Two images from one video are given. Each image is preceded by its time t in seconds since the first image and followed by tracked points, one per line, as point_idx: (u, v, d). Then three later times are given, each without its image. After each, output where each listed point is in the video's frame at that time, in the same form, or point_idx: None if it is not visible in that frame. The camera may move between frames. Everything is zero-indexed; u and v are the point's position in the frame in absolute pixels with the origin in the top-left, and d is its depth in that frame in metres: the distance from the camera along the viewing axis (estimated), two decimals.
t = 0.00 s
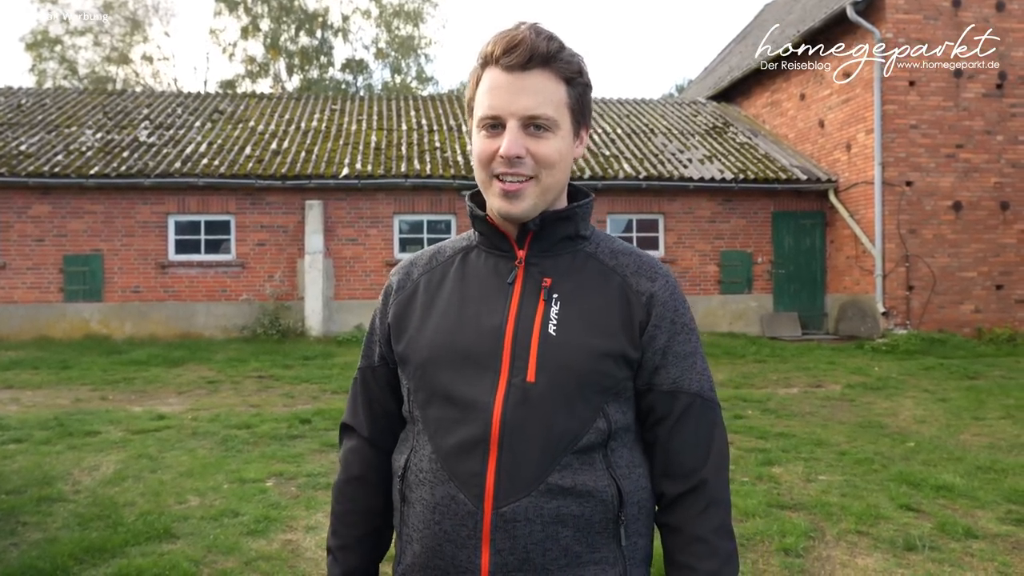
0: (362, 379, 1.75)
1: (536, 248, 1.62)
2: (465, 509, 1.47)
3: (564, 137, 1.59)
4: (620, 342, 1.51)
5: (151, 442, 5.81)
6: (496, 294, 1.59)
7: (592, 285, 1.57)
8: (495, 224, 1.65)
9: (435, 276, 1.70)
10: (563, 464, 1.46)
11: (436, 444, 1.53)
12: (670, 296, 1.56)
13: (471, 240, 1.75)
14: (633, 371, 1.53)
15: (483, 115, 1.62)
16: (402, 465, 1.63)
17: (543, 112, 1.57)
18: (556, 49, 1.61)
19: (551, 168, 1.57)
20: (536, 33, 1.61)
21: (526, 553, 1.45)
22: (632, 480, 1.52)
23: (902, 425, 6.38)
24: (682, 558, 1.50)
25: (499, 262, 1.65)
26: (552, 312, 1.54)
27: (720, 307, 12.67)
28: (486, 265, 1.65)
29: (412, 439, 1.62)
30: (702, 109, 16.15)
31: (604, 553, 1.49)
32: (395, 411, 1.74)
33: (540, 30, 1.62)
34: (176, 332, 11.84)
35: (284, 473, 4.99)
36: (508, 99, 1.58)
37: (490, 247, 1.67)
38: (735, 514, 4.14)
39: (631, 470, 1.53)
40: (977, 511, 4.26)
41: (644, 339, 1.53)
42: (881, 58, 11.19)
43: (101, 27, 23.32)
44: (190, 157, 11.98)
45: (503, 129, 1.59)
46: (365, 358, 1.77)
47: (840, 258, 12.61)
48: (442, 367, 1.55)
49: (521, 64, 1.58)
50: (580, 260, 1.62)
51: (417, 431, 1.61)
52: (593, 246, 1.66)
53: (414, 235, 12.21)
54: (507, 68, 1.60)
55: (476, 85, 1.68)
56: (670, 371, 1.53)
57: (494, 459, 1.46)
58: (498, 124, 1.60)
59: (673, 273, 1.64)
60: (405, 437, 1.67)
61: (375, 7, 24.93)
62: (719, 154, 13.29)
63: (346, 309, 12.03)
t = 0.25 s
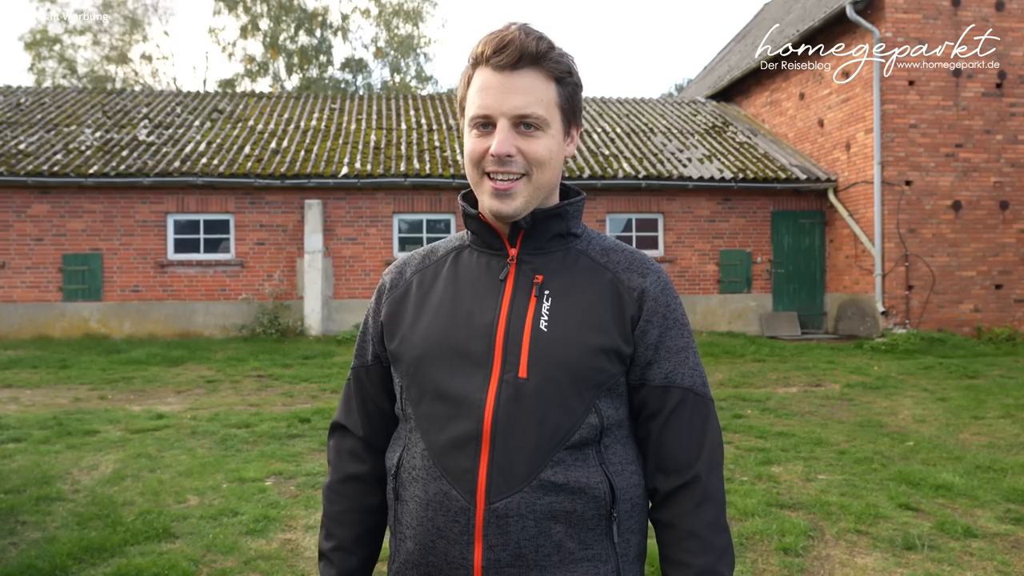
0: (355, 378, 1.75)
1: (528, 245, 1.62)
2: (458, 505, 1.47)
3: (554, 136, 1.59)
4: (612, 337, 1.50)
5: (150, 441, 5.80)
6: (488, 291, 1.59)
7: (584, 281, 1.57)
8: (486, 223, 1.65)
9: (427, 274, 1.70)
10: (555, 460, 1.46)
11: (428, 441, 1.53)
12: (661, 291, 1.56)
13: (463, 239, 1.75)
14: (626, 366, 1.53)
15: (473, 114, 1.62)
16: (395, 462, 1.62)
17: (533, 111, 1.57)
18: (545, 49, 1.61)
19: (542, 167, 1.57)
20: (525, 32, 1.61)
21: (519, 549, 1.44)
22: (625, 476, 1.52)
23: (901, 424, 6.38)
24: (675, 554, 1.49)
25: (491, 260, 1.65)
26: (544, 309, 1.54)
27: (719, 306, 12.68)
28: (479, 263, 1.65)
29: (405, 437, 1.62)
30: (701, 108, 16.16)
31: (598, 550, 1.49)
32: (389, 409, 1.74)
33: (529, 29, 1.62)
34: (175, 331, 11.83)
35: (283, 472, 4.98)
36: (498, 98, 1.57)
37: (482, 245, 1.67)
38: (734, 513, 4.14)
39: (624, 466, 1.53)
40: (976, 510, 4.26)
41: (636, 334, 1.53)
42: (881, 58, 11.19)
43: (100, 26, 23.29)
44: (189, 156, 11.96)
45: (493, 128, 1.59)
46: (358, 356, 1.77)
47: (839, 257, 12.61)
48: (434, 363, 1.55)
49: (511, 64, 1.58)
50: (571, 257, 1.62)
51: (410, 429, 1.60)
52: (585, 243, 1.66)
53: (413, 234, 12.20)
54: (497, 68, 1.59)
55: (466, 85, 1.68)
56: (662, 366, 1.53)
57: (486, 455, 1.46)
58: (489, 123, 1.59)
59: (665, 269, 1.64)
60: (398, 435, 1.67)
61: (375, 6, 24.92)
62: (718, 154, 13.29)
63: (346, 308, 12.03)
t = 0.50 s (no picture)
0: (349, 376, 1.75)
1: (527, 243, 1.62)
2: (458, 503, 1.47)
3: (537, 133, 1.57)
4: (611, 335, 1.50)
5: (150, 440, 5.80)
6: (488, 288, 1.59)
7: (585, 280, 1.57)
8: (484, 220, 1.65)
9: (426, 272, 1.70)
10: (555, 458, 1.46)
11: (427, 438, 1.53)
12: (660, 290, 1.57)
13: (461, 236, 1.75)
14: (624, 364, 1.54)
15: (460, 115, 1.63)
16: (393, 462, 1.62)
17: (513, 108, 1.56)
18: (529, 45, 1.59)
19: (524, 164, 1.57)
20: (508, 30, 1.60)
21: (519, 548, 1.44)
22: (622, 474, 1.53)
23: (900, 423, 6.39)
24: (671, 552, 1.48)
25: (489, 258, 1.65)
26: (544, 306, 1.54)
27: (719, 306, 12.69)
28: (477, 261, 1.65)
29: (403, 435, 1.62)
30: (700, 107, 16.16)
31: (595, 548, 1.49)
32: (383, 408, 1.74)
33: (512, 26, 1.61)
34: (174, 330, 11.83)
35: (283, 471, 4.98)
36: (480, 97, 1.58)
37: (481, 243, 1.67)
38: (733, 513, 4.14)
39: (621, 465, 1.53)
40: (975, 510, 4.27)
41: (635, 333, 1.53)
42: (881, 58, 11.19)
43: (99, 25, 23.26)
44: (189, 155, 11.96)
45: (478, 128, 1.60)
46: (354, 353, 1.77)
47: (838, 257, 12.62)
48: (434, 361, 1.55)
49: (492, 63, 1.58)
50: (570, 255, 1.62)
51: (408, 427, 1.60)
52: (583, 242, 1.66)
53: (412, 234, 12.20)
54: (480, 67, 1.60)
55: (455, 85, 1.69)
56: (660, 365, 1.53)
57: (486, 453, 1.46)
58: (473, 123, 1.60)
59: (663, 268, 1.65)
60: (396, 432, 1.67)
61: (374, 5, 24.91)
62: (718, 153, 13.29)
63: (345, 307, 12.03)
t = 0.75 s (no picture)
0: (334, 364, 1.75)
1: (524, 240, 1.62)
2: (457, 502, 1.47)
3: (494, 131, 1.56)
4: (608, 333, 1.51)
5: (149, 440, 5.80)
6: (484, 287, 1.59)
7: (580, 277, 1.57)
8: (478, 221, 1.66)
9: (423, 271, 1.70)
10: (553, 456, 1.46)
11: (426, 438, 1.53)
12: (656, 287, 1.57)
13: (459, 235, 1.75)
14: (622, 362, 1.54)
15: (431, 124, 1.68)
16: (391, 461, 1.62)
17: (463, 110, 1.56)
18: (480, 45, 1.58)
19: (484, 163, 1.56)
20: (458, 34, 1.60)
21: (517, 546, 1.45)
22: (620, 472, 1.53)
23: (899, 423, 6.40)
24: (670, 547, 1.48)
25: (487, 257, 1.65)
26: (540, 305, 1.54)
27: (718, 305, 12.70)
28: (474, 260, 1.66)
29: (401, 433, 1.62)
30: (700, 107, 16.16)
31: (594, 545, 1.50)
32: (348, 398, 1.72)
33: (464, 29, 1.61)
34: (174, 330, 11.83)
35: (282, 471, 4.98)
36: (440, 102, 1.61)
37: (478, 242, 1.67)
38: (733, 513, 4.14)
39: (620, 462, 1.54)
40: (975, 509, 4.27)
41: (632, 330, 1.53)
42: (881, 58, 11.19)
43: (98, 24, 23.24)
44: (188, 155, 11.95)
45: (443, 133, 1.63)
46: (343, 345, 1.77)
47: (838, 256, 12.62)
48: (431, 359, 1.55)
49: (446, 69, 1.61)
50: (566, 253, 1.62)
51: (406, 426, 1.60)
52: (580, 239, 1.66)
53: (412, 233, 12.19)
54: (441, 70, 1.62)
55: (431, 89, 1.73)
56: (658, 361, 1.53)
57: (484, 452, 1.46)
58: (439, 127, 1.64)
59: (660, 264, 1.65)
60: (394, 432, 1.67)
61: (373, 5, 24.90)
62: (717, 153, 13.30)
63: (345, 307, 12.03)
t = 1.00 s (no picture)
0: (320, 355, 1.75)
1: (521, 239, 1.62)
2: (456, 502, 1.47)
3: (489, 130, 1.56)
4: (605, 331, 1.51)
5: (149, 439, 5.80)
6: (481, 286, 1.60)
7: (577, 275, 1.57)
8: (474, 220, 1.67)
9: (419, 270, 1.70)
10: (553, 455, 1.47)
11: (425, 438, 1.53)
12: (654, 283, 1.57)
13: (455, 235, 1.75)
14: (620, 359, 1.54)
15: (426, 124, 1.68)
16: (390, 460, 1.62)
17: (458, 109, 1.57)
18: (473, 44, 1.58)
19: (479, 163, 1.56)
20: (451, 34, 1.61)
21: (518, 544, 1.45)
22: (619, 469, 1.53)
23: (898, 422, 6.40)
24: (671, 542, 1.48)
25: (483, 257, 1.65)
26: (537, 303, 1.54)
27: (718, 305, 12.70)
28: (471, 259, 1.66)
29: (399, 433, 1.62)
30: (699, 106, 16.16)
31: (594, 543, 1.50)
32: (328, 387, 1.71)
33: (456, 29, 1.61)
34: (173, 329, 11.83)
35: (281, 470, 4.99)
36: (434, 101, 1.61)
37: (475, 242, 1.68)
38: (732, 512, 4.15)
39: (619, 460, 1.54)
40: (974, 508, 4.28)
41: (630, 327, 1.53)
42: (880, 57, 11.19)
43: (97, 23, 23.23)
44: (188, 154, 11.95)
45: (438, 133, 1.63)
46: (331, 338, 1.76)
47: (837, 256, 12.63)
48: (429, 359, 1.55)
49: (440, 69, 1.61)
50: (562, 251, 1.63)
51: (405, 426, 1.60)
52: (576, 237, 1.66)
53: (411, 233, 12.19)
54: (435, 70, 1.63)
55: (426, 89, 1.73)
56: (656, 358, 1.53)
57: (483, 452, 1.46)
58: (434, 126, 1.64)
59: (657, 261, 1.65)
60: (392, 431, 1.67)
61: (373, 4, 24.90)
62: (717, 152, 13.30)
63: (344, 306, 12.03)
